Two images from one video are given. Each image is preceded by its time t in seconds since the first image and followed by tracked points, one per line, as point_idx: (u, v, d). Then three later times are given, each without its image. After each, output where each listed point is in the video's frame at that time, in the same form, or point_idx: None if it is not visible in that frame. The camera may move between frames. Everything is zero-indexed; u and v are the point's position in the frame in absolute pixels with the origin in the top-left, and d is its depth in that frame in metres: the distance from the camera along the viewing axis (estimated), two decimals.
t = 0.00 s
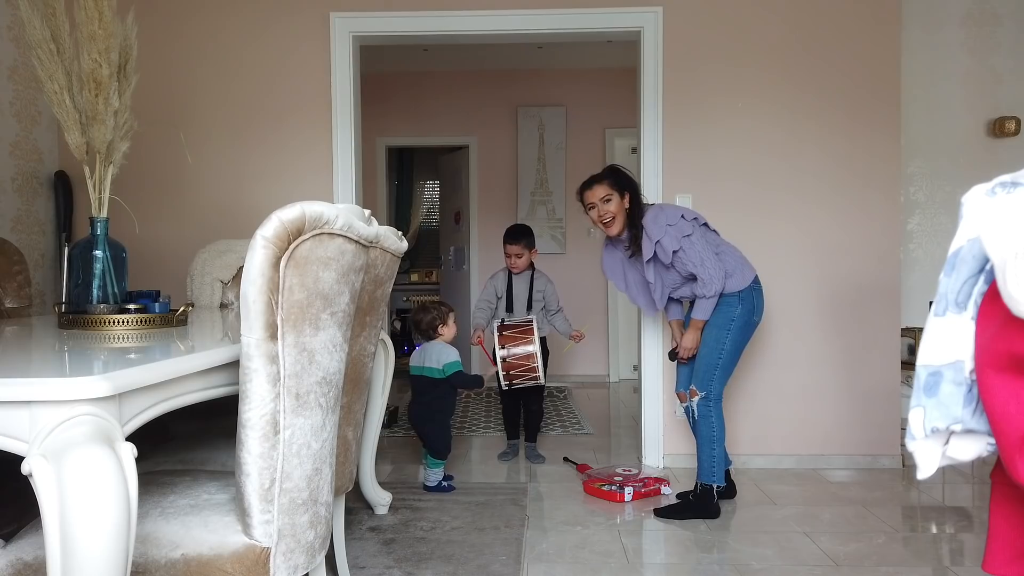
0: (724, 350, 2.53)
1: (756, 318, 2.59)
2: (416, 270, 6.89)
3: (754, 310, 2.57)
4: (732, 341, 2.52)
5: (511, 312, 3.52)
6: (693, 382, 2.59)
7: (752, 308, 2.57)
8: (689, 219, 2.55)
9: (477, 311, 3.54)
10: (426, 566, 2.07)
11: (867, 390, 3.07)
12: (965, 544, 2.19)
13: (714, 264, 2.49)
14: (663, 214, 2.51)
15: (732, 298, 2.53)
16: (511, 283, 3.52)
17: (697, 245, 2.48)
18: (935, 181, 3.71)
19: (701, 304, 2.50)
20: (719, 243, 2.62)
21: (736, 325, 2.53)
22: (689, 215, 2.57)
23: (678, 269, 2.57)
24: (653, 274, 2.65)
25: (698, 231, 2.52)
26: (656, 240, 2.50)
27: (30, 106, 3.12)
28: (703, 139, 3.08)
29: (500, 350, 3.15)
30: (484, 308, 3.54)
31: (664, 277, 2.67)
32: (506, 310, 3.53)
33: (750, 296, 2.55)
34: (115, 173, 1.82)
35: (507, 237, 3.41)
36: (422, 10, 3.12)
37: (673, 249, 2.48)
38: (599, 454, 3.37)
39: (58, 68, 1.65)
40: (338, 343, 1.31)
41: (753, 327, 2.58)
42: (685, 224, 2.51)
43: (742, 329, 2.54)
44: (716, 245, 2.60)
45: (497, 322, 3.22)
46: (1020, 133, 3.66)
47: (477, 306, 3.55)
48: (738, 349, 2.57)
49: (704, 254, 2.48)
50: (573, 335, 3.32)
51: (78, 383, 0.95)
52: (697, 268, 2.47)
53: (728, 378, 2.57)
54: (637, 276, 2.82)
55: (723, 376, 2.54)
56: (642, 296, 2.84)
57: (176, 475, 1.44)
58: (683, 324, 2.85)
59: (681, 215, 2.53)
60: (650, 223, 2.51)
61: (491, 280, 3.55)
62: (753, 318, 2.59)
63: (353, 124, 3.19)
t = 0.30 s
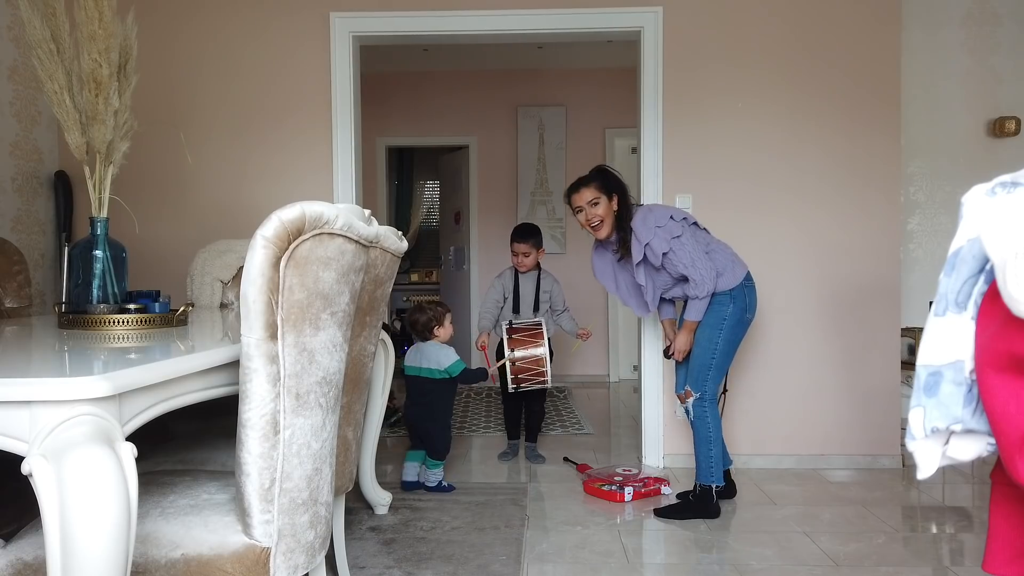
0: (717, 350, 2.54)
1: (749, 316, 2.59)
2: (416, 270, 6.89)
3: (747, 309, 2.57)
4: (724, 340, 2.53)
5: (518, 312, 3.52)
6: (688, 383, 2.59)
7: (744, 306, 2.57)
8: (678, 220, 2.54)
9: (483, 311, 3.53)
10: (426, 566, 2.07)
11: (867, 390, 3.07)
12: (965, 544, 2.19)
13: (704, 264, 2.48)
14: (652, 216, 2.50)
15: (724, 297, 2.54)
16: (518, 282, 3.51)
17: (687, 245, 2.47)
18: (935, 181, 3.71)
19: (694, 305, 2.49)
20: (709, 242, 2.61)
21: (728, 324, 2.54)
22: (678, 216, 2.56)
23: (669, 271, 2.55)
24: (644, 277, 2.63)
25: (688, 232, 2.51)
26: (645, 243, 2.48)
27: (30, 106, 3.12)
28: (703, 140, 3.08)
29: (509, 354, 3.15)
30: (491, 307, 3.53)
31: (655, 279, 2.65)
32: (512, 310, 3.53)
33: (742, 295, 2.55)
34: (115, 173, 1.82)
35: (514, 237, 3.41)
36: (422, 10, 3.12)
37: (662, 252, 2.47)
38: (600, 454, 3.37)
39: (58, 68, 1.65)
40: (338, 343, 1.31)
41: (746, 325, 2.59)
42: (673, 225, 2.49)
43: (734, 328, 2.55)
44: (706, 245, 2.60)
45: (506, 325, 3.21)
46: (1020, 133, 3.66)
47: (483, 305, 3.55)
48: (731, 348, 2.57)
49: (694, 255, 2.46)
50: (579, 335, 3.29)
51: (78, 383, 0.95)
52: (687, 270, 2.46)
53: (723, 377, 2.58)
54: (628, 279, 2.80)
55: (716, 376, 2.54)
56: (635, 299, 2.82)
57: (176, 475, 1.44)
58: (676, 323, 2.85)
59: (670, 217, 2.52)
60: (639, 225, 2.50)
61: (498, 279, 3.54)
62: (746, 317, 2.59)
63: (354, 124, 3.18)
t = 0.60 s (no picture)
0: (706, 350, 2.54)
1: (740, 315, 2.58)
2: (416, 270, 6.88)
3: (736, 307, 2.56)
4: (713, 340, 2.53)
5: (523, 313, 3.51)
6: (681, 385, 2.60)
7: (733, 304, 2.56)
8: (670, 208, 2.53)
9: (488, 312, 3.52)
10: (426, 566, 2.07)
11: (866, 390, 3.07)
12: (964, 544, 2.19)
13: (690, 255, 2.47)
14: (642, 201, 2.50)
15: (710, 295, 2.54)
16: (523, 282, 3.50)
17: (674, 234, 2.46)
18: (935, 181, 3.71)
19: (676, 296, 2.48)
20: (700, 235, 2.60)
21: (716, 323, 2.53)
22: (671, 204, 2.55)
23: (654, 258, 2.55)
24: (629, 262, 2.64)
25: (677, 221, 2.50)
26: (631, 226, 2.49)
27: (31, 106, 3.12)
28: (704, 140, 3.08)
29: (526, 352, 3.10)
30: (496, 308, 3.52)
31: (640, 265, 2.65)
32: (518, 310, 3.53)
33: (730, 293, 2.55)
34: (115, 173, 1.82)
35: (520, 237, 3.39)
36: (422, 10, 3.12)
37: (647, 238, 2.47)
38: (600, 454, 3.37)
39: (59, 68, 1.65)
40: (338, 343, 1.31)
41: (736, 324, 2.57)
42: (663, 212, 2.49)
43: (723, 328, 2.55)
44: (697, 238, 2.58)
45: (520, 326, 3.18)
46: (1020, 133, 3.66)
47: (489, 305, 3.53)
48: (721, 348, 2.57)
49: (679, 244, 2.46)
50: (584, 334, 3.26)
51: (78, 383, 0.95)
52: (671, 257, 2.45)
53: (715, 377, 2.58)
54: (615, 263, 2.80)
55: (707, 377, 2.55)
56: (619, 284, 2.82)
57: (176, 475, 1.44)
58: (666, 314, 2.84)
59: (661, 204, 2.51)
60: (628, 208, 2.51)
61: (502, 279, 3.53)
62: (736, 315, 2.58)
63: (354, 124, 3.18)
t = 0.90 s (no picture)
0: (696, 352, 2.55)
1: (733, 318, 2.56)
2: (416, 270, 6.88)
3: (728, 310, 2.55)
4: (702, 342, 2.53)
5: (524, 313, 3.51)
6: (673, 385, 2.62)
7: (726, 308, 2.55)
8: (668, 203, 2.53)
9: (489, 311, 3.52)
10: (426, 566, 2.07)
11: (867, 390, 3.07)
12: (965, 544, 2.19)
13: (682, 249, 2.46)
14: (639, 193, 2.51)
15: (701, 296, 2.55)
16: (523, 283, 3.50)
17: (668, 228, 2.46)
18: (935, 181, 3.71)
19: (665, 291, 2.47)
20: (697, 233, 2.60)
21: (706, 325, 2.53)
22: (670, 199, 2.55)
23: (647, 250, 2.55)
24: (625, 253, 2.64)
25: (674, 215, 2.50)
26: (626, 215, 2.50)
27: (31, 106, 3.12)
28: (704, 140, 3.08)
29: (531, 352, 3.09)
30: (496, 308, 3.51)
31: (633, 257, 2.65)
32: (518, 309, 3.52)
33: (722, 296, 2.54)
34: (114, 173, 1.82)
35: (520, 237, 3.39)
36: (422, 10, 3.12)
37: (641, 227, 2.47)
38: (600, 454, 3.37)
39: (59, 68, 1.65)
40: (338, 343, 1.31)
41: (729, 327, 2.56)
42: (659, 205, 2.49)
43: (714, 330, 2.54)
44: (693, 237, 2.58)
45: (523, 326, 3.18)
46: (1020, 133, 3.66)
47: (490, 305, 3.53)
48: (714, 351, 2.57)
49: (672, 238, 2.46)
50: (584, 330, 3.25)
51: (78, 383, 0.95)
52: (663, 250, 2.45)
53: (707, 379, 2.58)
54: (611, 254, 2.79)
55: (697, 378, 2.55)
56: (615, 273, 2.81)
57: (176, 475, 1.44)
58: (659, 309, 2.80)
59: (658, 197, 2.51)
60: (625, 199, 2.53)
61: (502, 280, 3.52)
62: (728, 319, 2.57)
63: (354, 124, 3.18)
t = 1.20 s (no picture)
0: (693, 349, 2.55)
1: (727, 319, 2.57)
2: (416, 270, 6.88)
3: (723, 311, 2.56)
4: (699, 339, 2.53)
5: (522, 312, 3.50)
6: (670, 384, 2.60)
7: (720, 308, 2.56)
8: (674, 205, 2.53)
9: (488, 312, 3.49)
10: (426, 566, 2.07)
11: (867, 390, 3.07)
12: (964, 544, 2.19)
13: (685, 253, 2.47)
14: (647, 194, 2.51)
15: (698, 295, 2.56)
16: (521, 283, 3.50)
17: (671, 231, 2.47)
18: (935, 181, 3.71)
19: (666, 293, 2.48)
20: (699, 236, 2.61)
21: (702, 323, 2.54)
22: (677, 202, 2.55)
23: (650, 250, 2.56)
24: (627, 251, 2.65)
25: (678, 218, 2.51)
26: (632, 215, 2.51)
27: (31, 106, 3.12)
28: (704, 140, 3.08)
29: (527, 351, 3.10)
30: (495, 309, 3.48)
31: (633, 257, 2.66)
32: (517, 309, 3.50)
33: (718, 296, 2.55)
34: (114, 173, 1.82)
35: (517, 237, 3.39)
36: (421, 11, 3.13)
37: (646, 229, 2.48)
38: (600, 454, 3.37)
39: (59, 68, 1.65)
40: (338, 343, 1.31)
41: (723, 328, 2.56)
42: (666, 208, 2.49)
43: (710, 329, 2.55)
44: (693, 240, 2.59)
45: (519, 326, 3.18)
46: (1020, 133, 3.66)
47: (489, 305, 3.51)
48: (709, 350, 2.57)
49: (675, 241, 2.47)
50: (581, 334, 3.27)
51: (78, 383, 0.95)
52: (665, 252, 2.46)
53: (703, 377, 2.58)
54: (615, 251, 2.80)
55: (695, 375, 2.55)
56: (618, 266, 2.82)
57: (176, 475, 1.44)
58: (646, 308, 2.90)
59: (665, 200, 2.51)
60: (632, 199, 2.53)
61: (500, 280, 3.51)
62: (722, 319, 2.57)
63: (353, 124, 3.18)
